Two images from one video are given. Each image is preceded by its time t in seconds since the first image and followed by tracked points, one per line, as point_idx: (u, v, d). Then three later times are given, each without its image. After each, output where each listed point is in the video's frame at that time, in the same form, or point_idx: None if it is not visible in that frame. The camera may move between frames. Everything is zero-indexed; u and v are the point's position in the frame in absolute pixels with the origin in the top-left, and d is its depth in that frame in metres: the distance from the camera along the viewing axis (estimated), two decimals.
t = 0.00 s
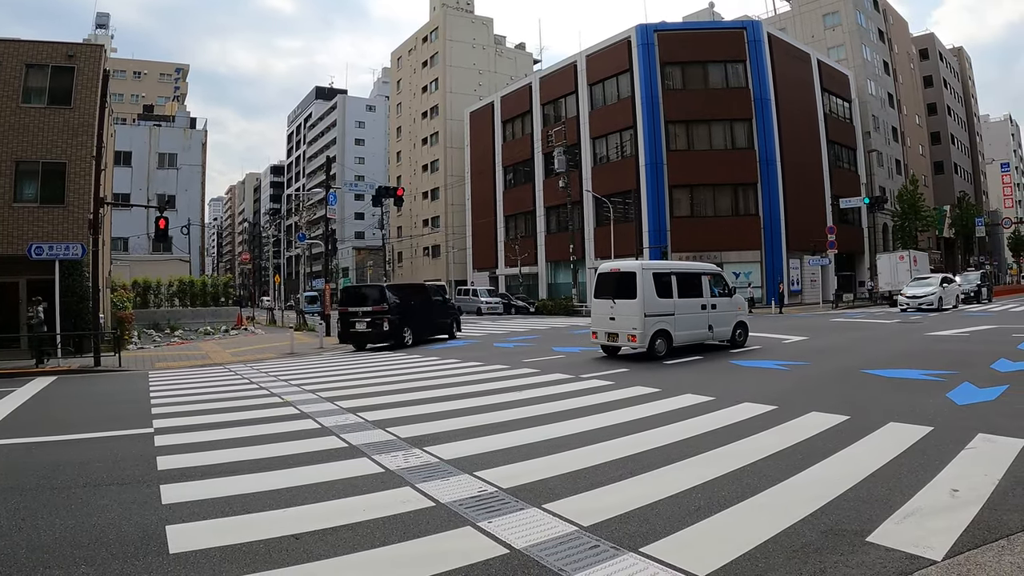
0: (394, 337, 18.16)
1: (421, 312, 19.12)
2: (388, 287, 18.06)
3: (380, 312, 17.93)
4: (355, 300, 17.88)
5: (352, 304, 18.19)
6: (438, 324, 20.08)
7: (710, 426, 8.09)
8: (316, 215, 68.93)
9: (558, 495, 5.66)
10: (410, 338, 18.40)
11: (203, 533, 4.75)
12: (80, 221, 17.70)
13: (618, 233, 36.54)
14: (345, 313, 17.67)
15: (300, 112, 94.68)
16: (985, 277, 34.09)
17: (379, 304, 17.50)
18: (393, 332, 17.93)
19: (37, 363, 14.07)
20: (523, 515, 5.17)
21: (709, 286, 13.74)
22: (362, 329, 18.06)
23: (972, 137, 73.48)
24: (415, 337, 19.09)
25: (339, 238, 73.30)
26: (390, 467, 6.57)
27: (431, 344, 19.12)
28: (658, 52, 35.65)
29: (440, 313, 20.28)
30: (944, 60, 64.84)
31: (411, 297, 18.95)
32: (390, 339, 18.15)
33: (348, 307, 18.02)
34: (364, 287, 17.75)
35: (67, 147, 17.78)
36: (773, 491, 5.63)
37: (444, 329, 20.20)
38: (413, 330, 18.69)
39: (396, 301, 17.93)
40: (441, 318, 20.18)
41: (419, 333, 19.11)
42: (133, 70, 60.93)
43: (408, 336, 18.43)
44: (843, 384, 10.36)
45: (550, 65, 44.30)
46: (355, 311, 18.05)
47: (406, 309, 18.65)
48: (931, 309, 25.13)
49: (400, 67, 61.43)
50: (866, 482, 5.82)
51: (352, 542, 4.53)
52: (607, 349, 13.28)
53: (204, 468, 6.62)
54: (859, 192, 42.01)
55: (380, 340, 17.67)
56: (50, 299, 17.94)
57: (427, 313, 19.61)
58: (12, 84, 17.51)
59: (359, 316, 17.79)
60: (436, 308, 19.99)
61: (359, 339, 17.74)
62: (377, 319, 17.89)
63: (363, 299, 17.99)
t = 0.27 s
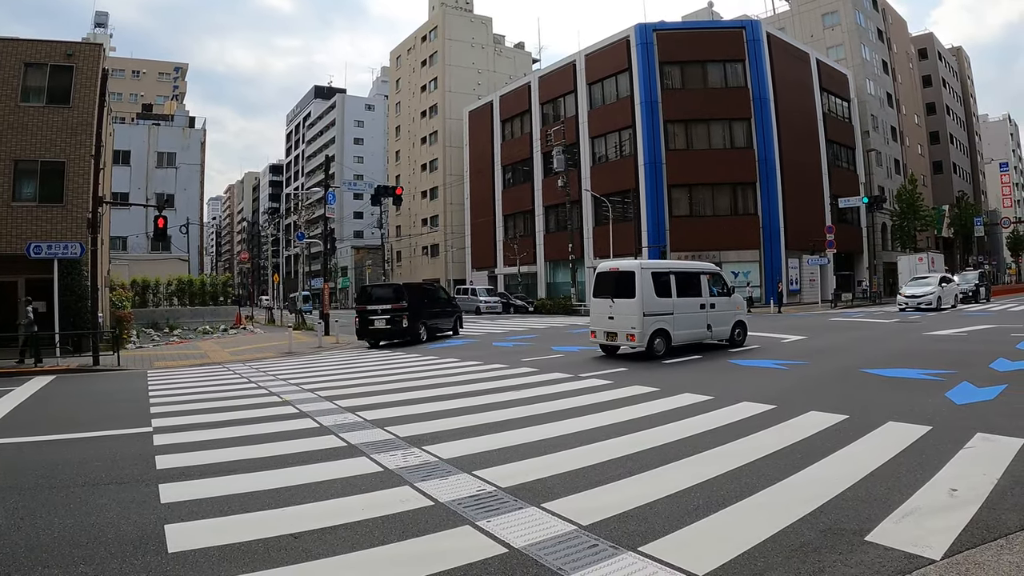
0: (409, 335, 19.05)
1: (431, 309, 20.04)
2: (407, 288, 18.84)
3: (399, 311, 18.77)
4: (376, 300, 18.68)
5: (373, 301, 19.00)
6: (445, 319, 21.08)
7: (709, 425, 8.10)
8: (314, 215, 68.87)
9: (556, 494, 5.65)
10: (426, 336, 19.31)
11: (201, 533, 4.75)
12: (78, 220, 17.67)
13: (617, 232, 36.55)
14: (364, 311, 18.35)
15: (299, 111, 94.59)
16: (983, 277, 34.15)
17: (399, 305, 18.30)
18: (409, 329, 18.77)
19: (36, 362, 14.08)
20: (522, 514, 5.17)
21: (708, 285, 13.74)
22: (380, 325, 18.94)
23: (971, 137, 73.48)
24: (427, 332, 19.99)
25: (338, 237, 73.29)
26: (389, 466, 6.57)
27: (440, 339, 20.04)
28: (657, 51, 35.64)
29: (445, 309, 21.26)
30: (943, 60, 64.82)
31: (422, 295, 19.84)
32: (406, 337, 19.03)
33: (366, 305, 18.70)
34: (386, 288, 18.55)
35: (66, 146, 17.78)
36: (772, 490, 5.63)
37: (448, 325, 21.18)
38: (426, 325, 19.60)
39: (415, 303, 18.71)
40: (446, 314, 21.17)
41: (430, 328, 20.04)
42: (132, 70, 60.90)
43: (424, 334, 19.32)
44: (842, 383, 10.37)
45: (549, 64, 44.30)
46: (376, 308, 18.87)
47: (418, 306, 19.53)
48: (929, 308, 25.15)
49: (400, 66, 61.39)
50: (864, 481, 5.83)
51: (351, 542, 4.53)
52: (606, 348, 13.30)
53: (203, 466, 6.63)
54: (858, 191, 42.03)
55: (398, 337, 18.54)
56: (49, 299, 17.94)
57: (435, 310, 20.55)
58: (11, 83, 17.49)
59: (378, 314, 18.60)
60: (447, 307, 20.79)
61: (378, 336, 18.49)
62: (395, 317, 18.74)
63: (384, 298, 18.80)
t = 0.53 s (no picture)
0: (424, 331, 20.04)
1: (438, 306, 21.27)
2: (417, 284, 20.32)
3: (413, 308, 20.00)
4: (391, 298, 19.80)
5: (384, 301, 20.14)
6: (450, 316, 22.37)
7: (708, 425, 8.10)
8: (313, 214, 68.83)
9: (555, 494, 5.65)
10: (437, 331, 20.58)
11: (200, 532, 4.74)
12: (77, 219, 17.64)
13: (616, 232, 36.54)
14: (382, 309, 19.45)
15: (298, 110, 94.53)
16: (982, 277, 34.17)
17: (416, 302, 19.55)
18: (424, 324, 19.99)
19: (34, 362, 14.07)
20: (521, 513, 5.18)
21: (707, 285, 13.74)
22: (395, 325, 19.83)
23: (970, 137, 73.52)
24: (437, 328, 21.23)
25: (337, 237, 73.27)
26: (388, 465, 6.58)
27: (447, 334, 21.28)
28: (656, 51, 35.63)
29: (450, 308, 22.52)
30: (943, 60, 64.83)
31: (431, 293, 21.07)
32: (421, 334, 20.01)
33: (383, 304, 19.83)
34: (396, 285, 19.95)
35: (65, 145, 17.77)
36: (771, 489, 5.64)
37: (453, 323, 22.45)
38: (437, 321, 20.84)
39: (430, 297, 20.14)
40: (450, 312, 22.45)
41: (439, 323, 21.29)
42: (130, 69, 60.87)
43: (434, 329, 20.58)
44: (841, 383, 10.38)
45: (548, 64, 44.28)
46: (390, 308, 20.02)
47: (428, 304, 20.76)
48: (929, 308, 25.18)
49: (399, 66, 61.37)
50: (862, 481, 5.83)
51: (350, 541, 4.52)
52: (605, 347, 13.30)
53: (203, 466, 6.63)
54: (856, 191, 42.06)
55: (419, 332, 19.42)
56: (47, 298, 17.93)
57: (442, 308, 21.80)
58: (10, 82, 17.48)
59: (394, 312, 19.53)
60: (448, 304, 22.38)
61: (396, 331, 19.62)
62: (412, 314, 19.77)
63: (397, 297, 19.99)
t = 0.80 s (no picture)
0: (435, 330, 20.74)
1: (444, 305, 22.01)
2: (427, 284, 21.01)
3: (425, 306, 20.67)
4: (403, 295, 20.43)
5: (393, 301, 20.68)
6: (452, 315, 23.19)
7: (707, 424, 8.11)
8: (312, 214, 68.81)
9: (555, 493, 5.65)
10: (445, 330, 21.50)
11: (199, 532, 4.74)
12: (76, 219, 17.63)
13: (615, 231, 36.53)
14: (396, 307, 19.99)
15: (297, 110, 94.49)
16: (981, 276, 34.19)
17: (429, 299, 20.49)
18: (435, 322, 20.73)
19: (32, 360, 14.07)
20: (521, 513, 5.18)
21: (706, 284, 13.75)
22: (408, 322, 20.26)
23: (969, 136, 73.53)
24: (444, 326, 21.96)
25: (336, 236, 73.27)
26: (388, 465, 6.58)
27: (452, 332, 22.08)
28: (655, 51, 35.62)
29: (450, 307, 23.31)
30: (942, 60, 64.86)
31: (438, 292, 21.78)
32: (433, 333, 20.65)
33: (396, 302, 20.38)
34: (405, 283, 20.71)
35: (64, 144, 17.77)
36: (770, 489, 5.64)
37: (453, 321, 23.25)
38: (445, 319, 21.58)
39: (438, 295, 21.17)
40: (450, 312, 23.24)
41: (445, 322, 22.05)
42: (130, 69, 60.83)
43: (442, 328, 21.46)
44: (840, 383, 10.38)
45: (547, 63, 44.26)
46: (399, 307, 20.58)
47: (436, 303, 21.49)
48: (928, 308, 25.19)
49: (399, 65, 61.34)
50: (862, 480, 5.83)
51: (349, 541, 4.52)
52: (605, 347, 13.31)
53: (202, 465, 6.62)
54: (856, 191, 42.09)
55: (437, 328, 20.03)
56: (46, 298, 17.92)
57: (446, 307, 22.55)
58: (10, 82, 17.46)
59: (410, 307, 20.06)
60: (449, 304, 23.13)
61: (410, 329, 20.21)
62: (425, 312, 20.44)
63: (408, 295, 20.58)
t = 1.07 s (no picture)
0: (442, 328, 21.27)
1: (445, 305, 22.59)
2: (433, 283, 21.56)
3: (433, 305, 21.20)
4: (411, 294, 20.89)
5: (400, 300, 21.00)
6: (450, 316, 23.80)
7: (707, 424, 8.11)
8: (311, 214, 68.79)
9: (554, 493, 5.65)
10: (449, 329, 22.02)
11: (198, 532, 4.73)
12: (75, 218, 17.61)
13: (615, 231, 36.52)
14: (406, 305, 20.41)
15: (297, 109, 94.51)
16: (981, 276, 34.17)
17: (437, 298, 21.04)
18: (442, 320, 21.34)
19: (31, 359, 14.07)
20: (521, 513, 5.17)
21: (705, 284, 13.75)
22: (418, 319, 20.60)
23: (968, 136, 73.57)
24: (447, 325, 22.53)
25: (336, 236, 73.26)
26: (387, 465, 6.57)
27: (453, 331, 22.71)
28: (654, 50, 35.63)
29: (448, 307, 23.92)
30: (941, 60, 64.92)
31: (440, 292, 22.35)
32: (441, 330, 21.18)
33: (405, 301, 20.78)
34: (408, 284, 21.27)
35: (63, 144, 17.76)
36: (769, 488, 5.65)
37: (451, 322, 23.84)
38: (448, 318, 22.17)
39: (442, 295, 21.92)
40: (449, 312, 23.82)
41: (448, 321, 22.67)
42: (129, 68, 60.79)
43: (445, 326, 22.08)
44: (840, 382, 10.37)
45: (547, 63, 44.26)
46: (405, 306, 20.96)
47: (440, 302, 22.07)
48: (927, 307, 25.19)
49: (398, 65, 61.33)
50: (862, 480, 5.83)
51: (349, 541, 4.52)
52: (604, 347, 13.31)
53: (202, 465, 6.62)
54: (855, 191, 42.10)
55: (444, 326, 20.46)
56: (45, 298, 17.92)
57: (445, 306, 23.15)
58: (9, 81, 17.45)
59: (421, 304, 20.53)
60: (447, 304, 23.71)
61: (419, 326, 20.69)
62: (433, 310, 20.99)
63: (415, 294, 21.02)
